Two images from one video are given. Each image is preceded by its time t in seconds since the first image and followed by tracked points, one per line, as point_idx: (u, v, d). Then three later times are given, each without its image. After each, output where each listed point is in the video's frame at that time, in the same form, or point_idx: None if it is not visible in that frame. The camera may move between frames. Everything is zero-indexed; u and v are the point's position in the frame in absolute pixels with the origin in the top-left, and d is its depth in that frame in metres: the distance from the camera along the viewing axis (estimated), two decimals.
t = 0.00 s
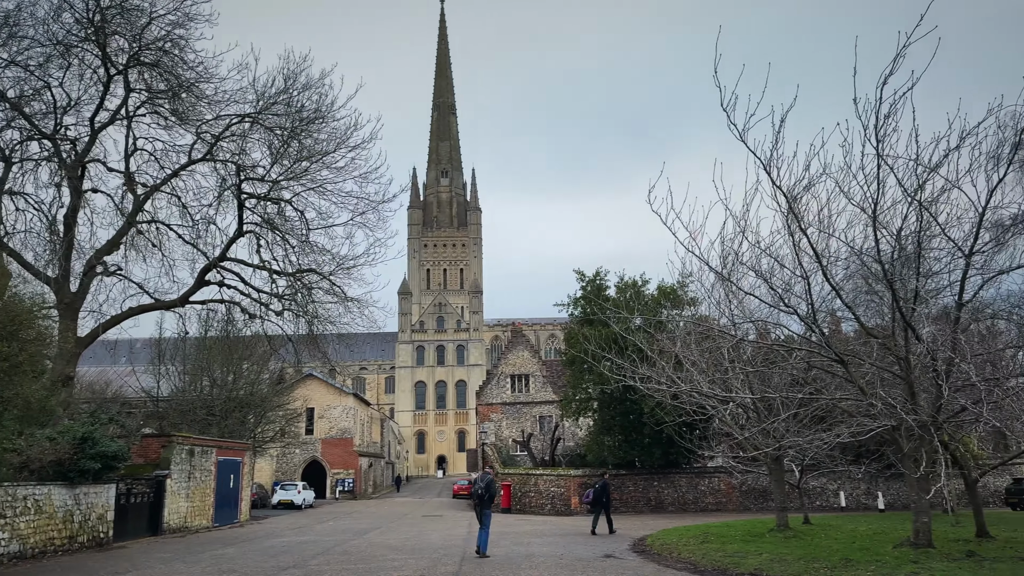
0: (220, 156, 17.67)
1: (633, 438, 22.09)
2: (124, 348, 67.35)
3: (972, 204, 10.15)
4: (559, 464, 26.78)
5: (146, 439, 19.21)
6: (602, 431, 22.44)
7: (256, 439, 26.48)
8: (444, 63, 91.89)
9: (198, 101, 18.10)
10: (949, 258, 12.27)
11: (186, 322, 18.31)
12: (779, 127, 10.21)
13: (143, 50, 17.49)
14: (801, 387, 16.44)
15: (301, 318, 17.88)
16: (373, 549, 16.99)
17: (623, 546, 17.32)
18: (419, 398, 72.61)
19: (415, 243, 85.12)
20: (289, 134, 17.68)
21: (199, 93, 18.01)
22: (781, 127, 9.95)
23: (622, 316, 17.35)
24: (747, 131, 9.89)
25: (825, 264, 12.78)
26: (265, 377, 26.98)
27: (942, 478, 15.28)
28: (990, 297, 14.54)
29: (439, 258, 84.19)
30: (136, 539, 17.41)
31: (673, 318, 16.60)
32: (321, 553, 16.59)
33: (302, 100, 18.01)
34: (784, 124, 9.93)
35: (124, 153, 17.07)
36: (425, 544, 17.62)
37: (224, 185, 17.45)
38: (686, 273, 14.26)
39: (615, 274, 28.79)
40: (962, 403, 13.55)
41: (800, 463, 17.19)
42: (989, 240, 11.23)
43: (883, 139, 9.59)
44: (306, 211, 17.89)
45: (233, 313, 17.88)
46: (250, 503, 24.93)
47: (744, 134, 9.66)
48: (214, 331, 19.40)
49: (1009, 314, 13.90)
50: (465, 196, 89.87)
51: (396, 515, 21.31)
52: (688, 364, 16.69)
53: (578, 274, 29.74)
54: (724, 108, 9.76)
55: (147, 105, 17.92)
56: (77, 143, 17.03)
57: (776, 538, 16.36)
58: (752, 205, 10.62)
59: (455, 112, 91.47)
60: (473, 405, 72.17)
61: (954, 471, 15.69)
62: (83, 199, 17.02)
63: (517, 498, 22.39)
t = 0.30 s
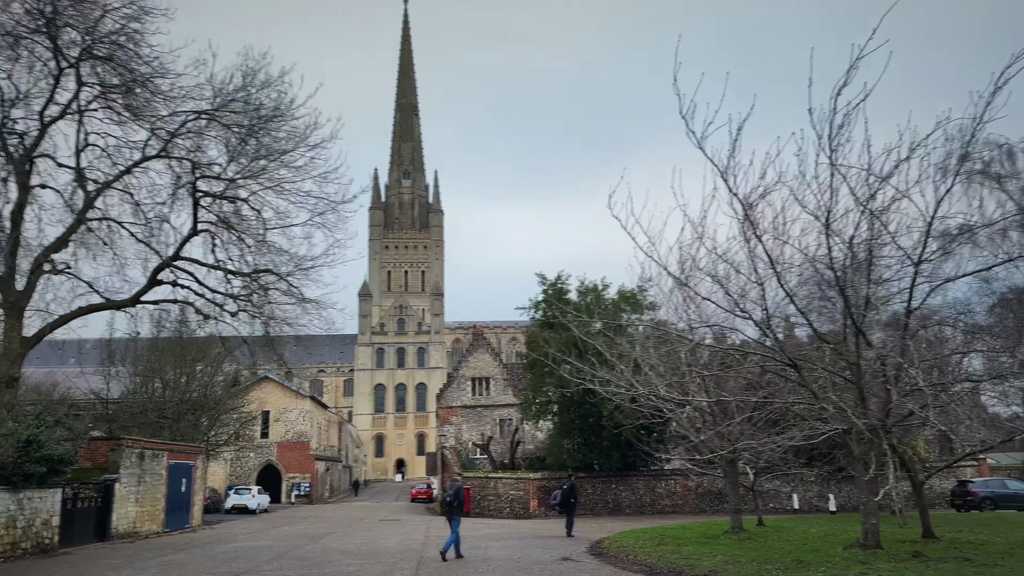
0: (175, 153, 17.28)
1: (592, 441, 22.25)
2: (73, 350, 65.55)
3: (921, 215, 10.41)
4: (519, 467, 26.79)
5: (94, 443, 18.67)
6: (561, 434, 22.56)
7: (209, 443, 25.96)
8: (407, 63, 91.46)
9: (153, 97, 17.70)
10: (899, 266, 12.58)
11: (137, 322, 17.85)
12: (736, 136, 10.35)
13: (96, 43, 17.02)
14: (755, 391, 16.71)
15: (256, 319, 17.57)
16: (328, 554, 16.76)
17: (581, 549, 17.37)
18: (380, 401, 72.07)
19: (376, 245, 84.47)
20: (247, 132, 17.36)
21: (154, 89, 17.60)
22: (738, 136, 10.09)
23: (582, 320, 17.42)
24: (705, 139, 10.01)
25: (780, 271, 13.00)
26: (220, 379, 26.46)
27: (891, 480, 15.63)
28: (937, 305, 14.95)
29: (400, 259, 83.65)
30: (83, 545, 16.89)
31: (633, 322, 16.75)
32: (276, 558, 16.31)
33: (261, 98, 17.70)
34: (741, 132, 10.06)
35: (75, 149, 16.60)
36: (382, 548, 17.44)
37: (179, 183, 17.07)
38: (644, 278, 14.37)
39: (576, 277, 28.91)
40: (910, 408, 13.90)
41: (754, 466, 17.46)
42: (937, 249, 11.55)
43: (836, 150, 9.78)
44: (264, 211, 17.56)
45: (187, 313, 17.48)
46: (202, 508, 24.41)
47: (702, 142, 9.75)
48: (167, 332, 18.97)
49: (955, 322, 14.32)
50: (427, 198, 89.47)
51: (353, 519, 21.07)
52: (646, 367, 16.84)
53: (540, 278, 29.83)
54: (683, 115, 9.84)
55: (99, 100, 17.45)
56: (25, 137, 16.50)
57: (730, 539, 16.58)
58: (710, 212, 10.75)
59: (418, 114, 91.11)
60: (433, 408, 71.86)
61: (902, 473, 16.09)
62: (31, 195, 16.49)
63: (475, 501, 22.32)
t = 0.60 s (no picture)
0: (126, 148, 16.84)
1: (549, 444, 22.35)
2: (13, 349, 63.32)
3: (870, 224, 10.67)
4: (475, 469, 26.75)
5: (36, 445, 18.03)
6: (519, 437, 22.65)
7: (158, 445, 25.35)
8: (367, 62, 90.83)
9: (103, 90, 17.23)
10: (847, 273, 12.88)
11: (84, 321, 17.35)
12: (692, 143, 10.47)
13: (44, 33, 16.50)
14: (708, 394, 16.95)
15: (208, 319, 17.21)
16: (280, 559, 16.49)
17: (535, 551, 17.39)
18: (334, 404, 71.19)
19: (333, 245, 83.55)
20: (201, 128, 17.00)
21: (105, 81, 17.14)
22: (694, 143, 10.21)
23: (541, 323, 17.44)
24: (662, 145, 10.10)
25: (733, 276, 13.21)
26: (169, 381, 25.87)
27: (838, 482, 15.97)
28: (883, 311, 15.36)
29: (359, 260, 82.91)
30: (24, 550, 16.24)
31: (590, 325, 16.85)
32: (226, 563, 15.97)
33: (216, 93, 17.35)
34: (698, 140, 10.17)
35: (20, 141, 16.07)
36: (336, 552, 17.21)
37: (129, 179, 16.65)
38: (601, 282, 14.45)
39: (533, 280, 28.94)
40: (858, 412, 14.25)
41: (707, 468, 17.70)
42: (883, 257, 11.86)
43: (789, 159, 9.96)
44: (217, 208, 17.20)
45: (136, 312, 17.04)
46: (150, 512, 23.80)
47: (659, 148, 9.82)
48: (115, 331, 18.46)
49: (900, 328, 14.73)
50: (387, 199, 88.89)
51: (306, 523, 20.77)
52: (603, 371, 16.94)
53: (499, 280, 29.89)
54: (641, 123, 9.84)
55: (47, 91, 16.92)
56: None
57: (682, 541, 16.75)
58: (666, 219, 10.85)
59: (377, 113, 90.57)
60: (389, 410, 71.27)
61: (849, 475, 16.47)
62: None
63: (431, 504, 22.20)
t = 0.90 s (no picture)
0: (76, 141, 16.38)
1: (508, 445, 22.38)
2: None
3: (822, 231, 10.85)
4: (434, 471, 26.66)
5: None
6: (478, 439, 22.60)
7: (106, 447, 24.69)
8: (328, 59, 89.98)
9: (53, 81, 16.74)
10: (800, 278, 13.12)
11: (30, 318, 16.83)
12: (651, 147, 10.56)
13: None
14: (665, 396, 17.12)
15: (160, 317, 16.80)
16: (232, 562, 16.18)
17: (492, 553, 17.35)
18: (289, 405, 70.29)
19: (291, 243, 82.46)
20: (154, 122, 16.58)
21: (55, 72, 16.66)
22: (653, 147, 10.29)
23: (501, 325, 17.42)
24: (621, 149, 10.17)
25: (690, 280, 13.34)
26: (119, 380, 25.23)
27: (790, 484, 16.23)
28: (835, 316, 15.65)
29: (318, 259, 81.93)
30: None
31: (550, 328, 16.89)
32: (175, 566, 15.60)
33: (170, 87, 16.94)
34: (656, 144, 10.27)
35: None
36: (289, 556, 16.95)
37: (79, 173, 16.20)
38: (561, 284, 14.48)
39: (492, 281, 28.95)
40: (809, 414, 14.52)
41: (662, 469, 17.88)
42: (835, 263, 12.09)
43: (744, 165, 10.09)
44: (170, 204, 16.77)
45: (84, 310, 16.58)
46: (97, 515, 23.15)
47: (618, 152, 9.87)
48: (63, 329, 17.95)
49: (851, 332, 15.06)
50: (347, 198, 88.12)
51: (261, 525, 20.43)
52: (562, 373, 16.99)
53: (459, 281, 29.82)
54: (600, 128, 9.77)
55: None
56: None
57: (638, 542, 16.88)
58: (624, 222, 10.91)
59: (338, 111, 89.81)
60: (347, 411, 70.49)
61: (800, 477, 16.80)
62: None
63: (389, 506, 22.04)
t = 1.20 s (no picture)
0: (17, 131, 15.78)
1: (461, 446, 22.37)
2: None
3: (770, 238, 11.08)
4: (386, 473, 26.47)
5: None
6: (431, 440, 22.41)
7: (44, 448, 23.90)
8: (283, 54, 88.66)
9: None
10: (749, 283, 13.38)
11: None
12: (606, 151, 10.67)
13: None
14: (617, 398, 17.31)
15: (103, 314, 16.29)
16: (174, 566, 15.80)
17: (443, 555, 17.28)
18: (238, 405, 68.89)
19: (242, 240, 81.04)
20: (100, 113, 16.06)
21: None
22: (608, 151, 10.40)
23: (456, 326, 17.36)
24: (577, 152, 10.24)
25: (643, 283, 13.50)
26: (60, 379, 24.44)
27: (737, 484, 16.55)
28: (782, 320, 16.02)
29: (267, 257, 80.42)
30: None
31: (505, 329, 16.92)
32: (115, 570, 15.14)
33: (117, 77, 16.44)
34: (611, 148, 10.38)
35: None
36: (235, 559, 16.61)
37: (19, 164, 15.61)
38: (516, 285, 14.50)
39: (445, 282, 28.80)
40: (756, 416, 14.82)
41: (614, 470, 18.04)
42: (783, 269, 12.36)
43: (697, 171, 10.27)
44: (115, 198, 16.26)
45: (23, 306, 15.99)
46: (34, 518, 22.37)
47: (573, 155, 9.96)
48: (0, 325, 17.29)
49: (798, 336, 15.42)
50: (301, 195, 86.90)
51: (206, 528, 20.00)
52: (516, 374, 17.02)
53: (415, 281, 29.67)
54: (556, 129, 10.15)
55: None
56: None
57: (588, 542, 16.97)
58: (578, 224, 10.99)
59: (293, 107, 88.57)
60: (297, 412, 69.35)
61: (747, 477, 17.12)
62: None
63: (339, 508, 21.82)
